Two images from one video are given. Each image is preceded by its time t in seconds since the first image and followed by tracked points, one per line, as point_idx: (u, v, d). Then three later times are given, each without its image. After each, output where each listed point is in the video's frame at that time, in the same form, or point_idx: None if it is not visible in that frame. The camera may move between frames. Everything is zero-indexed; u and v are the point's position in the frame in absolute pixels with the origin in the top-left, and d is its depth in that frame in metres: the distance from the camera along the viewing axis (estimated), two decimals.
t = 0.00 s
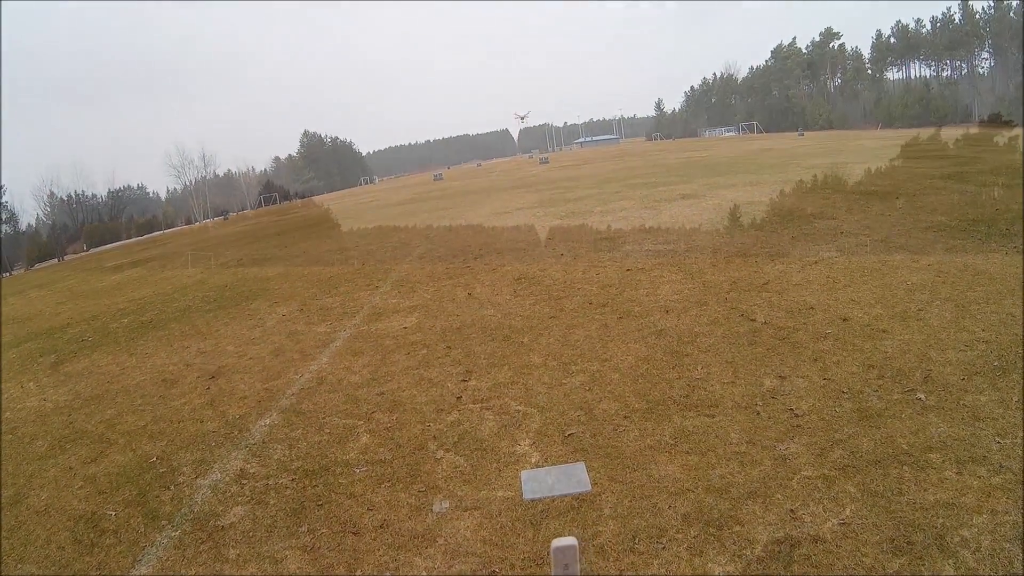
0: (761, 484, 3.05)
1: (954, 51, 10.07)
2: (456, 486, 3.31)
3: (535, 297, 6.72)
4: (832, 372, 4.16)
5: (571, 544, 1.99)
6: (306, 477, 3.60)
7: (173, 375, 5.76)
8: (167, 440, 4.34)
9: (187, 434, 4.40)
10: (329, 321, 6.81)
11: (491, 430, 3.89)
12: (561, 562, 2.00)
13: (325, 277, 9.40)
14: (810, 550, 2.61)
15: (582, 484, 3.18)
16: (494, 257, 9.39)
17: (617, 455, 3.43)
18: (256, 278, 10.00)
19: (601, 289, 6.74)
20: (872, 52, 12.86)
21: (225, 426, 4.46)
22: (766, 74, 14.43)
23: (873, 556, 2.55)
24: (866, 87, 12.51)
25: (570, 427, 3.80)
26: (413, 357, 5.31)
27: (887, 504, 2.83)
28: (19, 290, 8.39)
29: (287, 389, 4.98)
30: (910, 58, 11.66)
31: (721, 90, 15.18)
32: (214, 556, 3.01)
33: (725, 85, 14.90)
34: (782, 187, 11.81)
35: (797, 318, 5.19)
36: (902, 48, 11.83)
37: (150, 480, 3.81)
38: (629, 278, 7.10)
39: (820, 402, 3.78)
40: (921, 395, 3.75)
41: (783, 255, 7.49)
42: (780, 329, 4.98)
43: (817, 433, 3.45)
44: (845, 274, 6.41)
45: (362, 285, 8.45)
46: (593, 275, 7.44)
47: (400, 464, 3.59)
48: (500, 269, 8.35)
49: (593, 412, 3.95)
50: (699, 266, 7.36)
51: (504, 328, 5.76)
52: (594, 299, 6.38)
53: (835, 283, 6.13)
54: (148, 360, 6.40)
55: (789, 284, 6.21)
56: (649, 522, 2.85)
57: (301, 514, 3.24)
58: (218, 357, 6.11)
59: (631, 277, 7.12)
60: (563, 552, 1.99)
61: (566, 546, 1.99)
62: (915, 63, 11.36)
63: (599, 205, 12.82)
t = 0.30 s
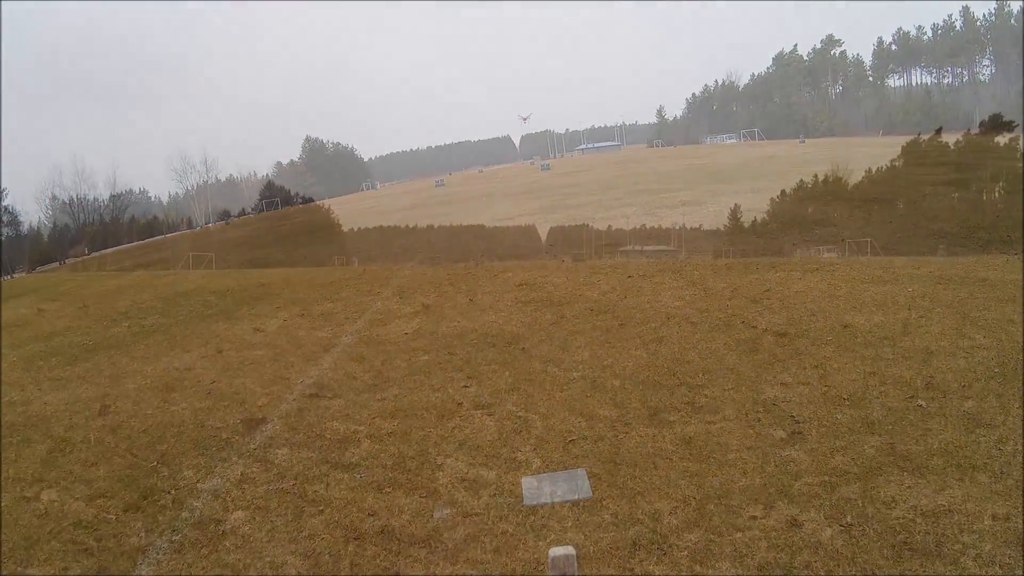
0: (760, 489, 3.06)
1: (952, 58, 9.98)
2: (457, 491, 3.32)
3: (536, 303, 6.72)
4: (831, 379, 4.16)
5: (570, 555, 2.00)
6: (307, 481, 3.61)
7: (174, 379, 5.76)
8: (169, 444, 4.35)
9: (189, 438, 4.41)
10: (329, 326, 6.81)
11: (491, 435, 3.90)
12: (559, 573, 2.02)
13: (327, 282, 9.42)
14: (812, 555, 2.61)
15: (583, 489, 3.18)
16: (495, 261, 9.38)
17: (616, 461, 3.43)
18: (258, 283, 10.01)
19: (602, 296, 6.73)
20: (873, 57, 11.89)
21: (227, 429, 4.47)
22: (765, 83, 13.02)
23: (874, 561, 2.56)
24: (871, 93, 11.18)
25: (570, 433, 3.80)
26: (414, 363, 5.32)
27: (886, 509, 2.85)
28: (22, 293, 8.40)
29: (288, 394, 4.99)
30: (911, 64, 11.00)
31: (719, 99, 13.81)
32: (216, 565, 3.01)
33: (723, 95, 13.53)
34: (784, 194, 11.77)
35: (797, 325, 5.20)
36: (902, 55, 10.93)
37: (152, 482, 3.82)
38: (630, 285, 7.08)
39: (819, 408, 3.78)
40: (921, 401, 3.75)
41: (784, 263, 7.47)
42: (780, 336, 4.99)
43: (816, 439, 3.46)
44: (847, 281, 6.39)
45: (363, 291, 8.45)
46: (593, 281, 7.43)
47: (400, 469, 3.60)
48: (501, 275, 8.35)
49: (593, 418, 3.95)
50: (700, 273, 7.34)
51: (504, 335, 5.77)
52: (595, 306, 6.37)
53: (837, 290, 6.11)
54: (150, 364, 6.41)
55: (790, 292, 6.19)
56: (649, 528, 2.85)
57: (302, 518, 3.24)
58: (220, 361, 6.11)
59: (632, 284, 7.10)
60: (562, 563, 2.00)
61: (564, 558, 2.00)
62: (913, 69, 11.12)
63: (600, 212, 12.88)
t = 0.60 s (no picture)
0: (774, 485, 2.98)
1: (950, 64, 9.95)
2: (458, 484, 3.23)
3: (540, 312, 6.63)
4: (839, 389, 4.10)
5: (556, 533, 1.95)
6: (306, 484, 3.51)
7: (174, 389, 5.67)
8: (168, 451, 4.25)
9: (189, 446, 4.33)
10: (329, 333, 6.77)
11: (494, 440, 3.83)
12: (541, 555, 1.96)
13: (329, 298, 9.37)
14: (827, 536, 2.52)
15: (590, 486, 3.09)
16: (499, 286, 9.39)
17: (623, 463, 3.34)
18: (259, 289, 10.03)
19: (607, 311, 6.64)
20: (874, 61, 11.67)
21: (227, 439, 4.38)
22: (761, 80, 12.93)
23: (889, 539, 2.49)
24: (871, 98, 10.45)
25: (576, 440, 3.73)
26: (417, 373, 5.22)
27: (904, 502, 2.77)
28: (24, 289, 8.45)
29: (290, 405, 4.92)
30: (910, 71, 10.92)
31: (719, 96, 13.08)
32: (210, 547, 2.91)
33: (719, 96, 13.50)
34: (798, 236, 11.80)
35: (807, 333, 5.11)
36: (902, 60, 10.72)
37: (149, 485, 3.73)
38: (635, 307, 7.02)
39: (829, 417, 3.72)
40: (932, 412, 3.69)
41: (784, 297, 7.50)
42: (789, 346, 4.90)
43: (826, 445, 3.39)
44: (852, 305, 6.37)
45: (365, 305, 8.40)
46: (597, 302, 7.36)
47: (401, 469, 3.53)
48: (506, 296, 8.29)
49: (599, 426, 3.88)
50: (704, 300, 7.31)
51: (509, 342, 5.67)
52: (599, 318, 6.28)
53: (842, 314, 6.07)
54: (149, 371, 6.32)
55: (795, 313, 6.13)
56: (658, 515, 2.77)
57: (302, 510, 3.16)
58: (219, 371, 6.02)
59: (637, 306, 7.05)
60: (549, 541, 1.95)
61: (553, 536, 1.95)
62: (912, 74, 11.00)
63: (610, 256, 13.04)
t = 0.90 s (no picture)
0: (797, 405, 2.75)
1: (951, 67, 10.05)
2: (430, 400, 2.97)
3: (542, 319, 6.60)
4: (853, 357, 3.95)
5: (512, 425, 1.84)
6: (292, 391, 3.27)
7: (158, 343, 5.42)
8: (145, 371, 3.99)
9: (169, 369, 4.06)
10: (323, 323, 6.66)
11: (493, 376, 3.61)
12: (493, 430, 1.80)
13: (330, 302, 9.30)
14: (866, 435, 2.28)
15: (598, 400, 2.90)
16: (500, 297, 9.41)
17: (631, 390, 3.13)
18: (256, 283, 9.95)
19: (610, 317, 6.62)
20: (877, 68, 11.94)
21: (210, 367, 4.14)
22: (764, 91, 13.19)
23: (933, 435, 2.25)
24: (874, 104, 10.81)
25: (579, 375, 3.54)
26: (414, 343, 5.08)
27: (945, 414, 2.53)
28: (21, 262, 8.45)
29: (279, 354, 4.69)
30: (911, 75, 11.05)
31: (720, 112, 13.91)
32: (179, 422, 2.62)
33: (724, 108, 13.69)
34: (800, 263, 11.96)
35: (812, 335, 5.07)
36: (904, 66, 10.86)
37: (119, 387, 3.44)
38: (637, 313, 6.99)
39: (848, 370, 3.53)
40: (955, 369, 3.53)
41: (786, 307, 7.50)
42: (795, 339, 4.83)
43: (851, 383, 3.18)
44: (862, 317, 6.28)
45: (366, 307, 8.34)
46: (600, 309, 7.35)
47: (395, 388, 3.31)
48: (507, 304, 8.26)
49: (604, 370, 3.70)
50: (707, 309, 7.28)
51: (511, 332, 5.57)
52: (602, 322, 6.23)
53: (846, 320, 6.05)
54: (135, 333, 6.06)
55: (799, 320, 6.11)
56: (672, 420, 2.55)
57: (285, 406, 2.91)
58: (208, 337, 5.78)
59: (639, 312, 7.02)
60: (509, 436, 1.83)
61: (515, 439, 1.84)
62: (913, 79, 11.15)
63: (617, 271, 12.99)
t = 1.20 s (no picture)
0: (804, 427, 2.72)
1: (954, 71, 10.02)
2: (432, 421, 2.94)
3: (543, 327, 6.58)
4: (857, 371, 3.93)
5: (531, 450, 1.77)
6: (292, 409, 3.24)
7: (157, 353, 5.39)
8: (144, 386, 3.96)
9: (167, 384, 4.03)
10: (323, 331, 6.62)
11: (495, 392, 3.58)
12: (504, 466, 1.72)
13: (330, 308, 9.27)
14: (875, 462, 2.24)
15: (601, 421, 2.87)
16: (501, 303, 9.40)
17: (635, 409, 3.10)
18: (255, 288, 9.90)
19: (612, 325, 6.60)
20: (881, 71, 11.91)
21: (211, 380, 4.12)
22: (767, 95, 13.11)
23: (945, 463, 2.21)
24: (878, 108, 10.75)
25: (582, 391, 3.51)
26: (415, 354, 5.05)
27: (955, 439, 2.49)
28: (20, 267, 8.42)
29: (280, 366, 4.66)
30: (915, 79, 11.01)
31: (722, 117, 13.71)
32: (178, 446, 2.59)
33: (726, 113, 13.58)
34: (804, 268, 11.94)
35: (815, 346, 5.05)
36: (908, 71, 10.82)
37: (117, 404, 3.41)
38: (639, 320, 6.97)
39: (853, 386, 3.50)
40: (960, 385, 3.51)
41: (788, 314, 7.48)
42: (798, 351, 4.81)
43: (856, 401, 3.15)
44: (865, 326, 6.24)
45: (367, 314, 8.31)
46: (602, 317, 7.32)
47: (396, 406, 3.28)
48: (508, 311, 8.24)
49: (607, 385, 3.67)
50: (708, 317, 7.26)
51: (512, 343, 5.55)
52: (604, 331, 6.20)
53: (849, 329, 6.03)
54: (134, 342, 6.03)
55: (801, 329, 6.08)
56: (678, 444, 2.52)
57: (285, 427, 2.88)
58: (208, 346, 5.75)
59: (641, 320, 7.00)
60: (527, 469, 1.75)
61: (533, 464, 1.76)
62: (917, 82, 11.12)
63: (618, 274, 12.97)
